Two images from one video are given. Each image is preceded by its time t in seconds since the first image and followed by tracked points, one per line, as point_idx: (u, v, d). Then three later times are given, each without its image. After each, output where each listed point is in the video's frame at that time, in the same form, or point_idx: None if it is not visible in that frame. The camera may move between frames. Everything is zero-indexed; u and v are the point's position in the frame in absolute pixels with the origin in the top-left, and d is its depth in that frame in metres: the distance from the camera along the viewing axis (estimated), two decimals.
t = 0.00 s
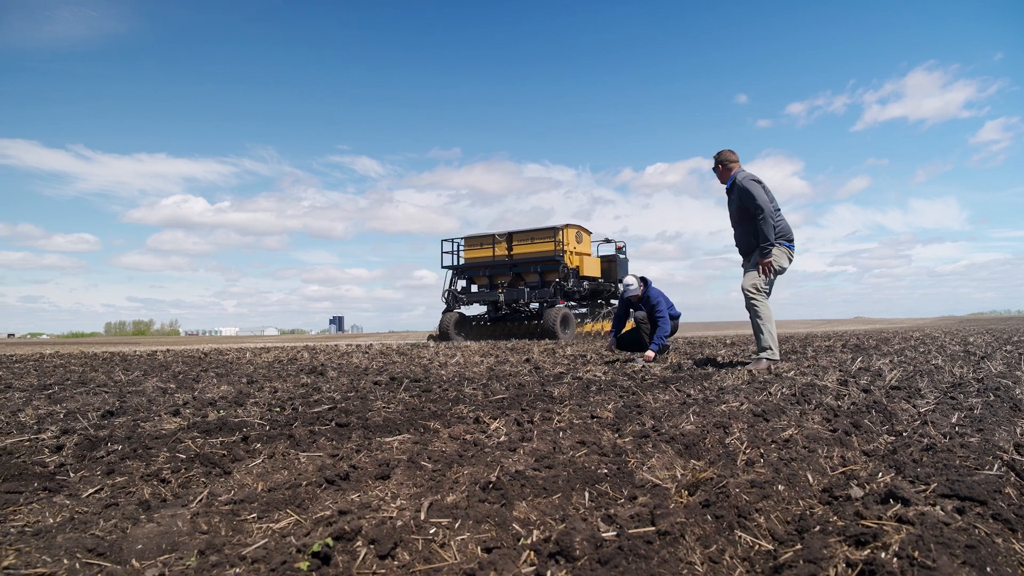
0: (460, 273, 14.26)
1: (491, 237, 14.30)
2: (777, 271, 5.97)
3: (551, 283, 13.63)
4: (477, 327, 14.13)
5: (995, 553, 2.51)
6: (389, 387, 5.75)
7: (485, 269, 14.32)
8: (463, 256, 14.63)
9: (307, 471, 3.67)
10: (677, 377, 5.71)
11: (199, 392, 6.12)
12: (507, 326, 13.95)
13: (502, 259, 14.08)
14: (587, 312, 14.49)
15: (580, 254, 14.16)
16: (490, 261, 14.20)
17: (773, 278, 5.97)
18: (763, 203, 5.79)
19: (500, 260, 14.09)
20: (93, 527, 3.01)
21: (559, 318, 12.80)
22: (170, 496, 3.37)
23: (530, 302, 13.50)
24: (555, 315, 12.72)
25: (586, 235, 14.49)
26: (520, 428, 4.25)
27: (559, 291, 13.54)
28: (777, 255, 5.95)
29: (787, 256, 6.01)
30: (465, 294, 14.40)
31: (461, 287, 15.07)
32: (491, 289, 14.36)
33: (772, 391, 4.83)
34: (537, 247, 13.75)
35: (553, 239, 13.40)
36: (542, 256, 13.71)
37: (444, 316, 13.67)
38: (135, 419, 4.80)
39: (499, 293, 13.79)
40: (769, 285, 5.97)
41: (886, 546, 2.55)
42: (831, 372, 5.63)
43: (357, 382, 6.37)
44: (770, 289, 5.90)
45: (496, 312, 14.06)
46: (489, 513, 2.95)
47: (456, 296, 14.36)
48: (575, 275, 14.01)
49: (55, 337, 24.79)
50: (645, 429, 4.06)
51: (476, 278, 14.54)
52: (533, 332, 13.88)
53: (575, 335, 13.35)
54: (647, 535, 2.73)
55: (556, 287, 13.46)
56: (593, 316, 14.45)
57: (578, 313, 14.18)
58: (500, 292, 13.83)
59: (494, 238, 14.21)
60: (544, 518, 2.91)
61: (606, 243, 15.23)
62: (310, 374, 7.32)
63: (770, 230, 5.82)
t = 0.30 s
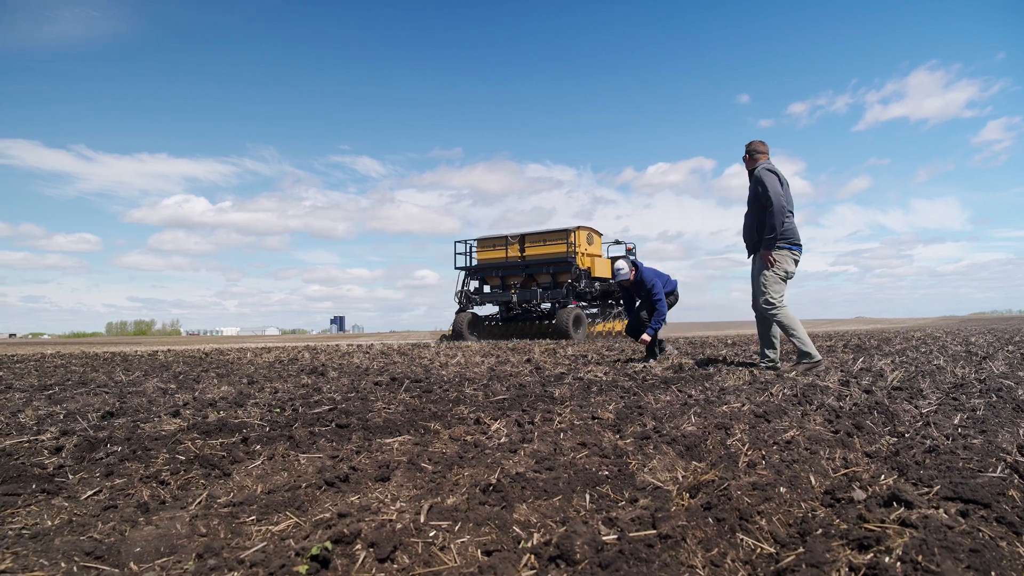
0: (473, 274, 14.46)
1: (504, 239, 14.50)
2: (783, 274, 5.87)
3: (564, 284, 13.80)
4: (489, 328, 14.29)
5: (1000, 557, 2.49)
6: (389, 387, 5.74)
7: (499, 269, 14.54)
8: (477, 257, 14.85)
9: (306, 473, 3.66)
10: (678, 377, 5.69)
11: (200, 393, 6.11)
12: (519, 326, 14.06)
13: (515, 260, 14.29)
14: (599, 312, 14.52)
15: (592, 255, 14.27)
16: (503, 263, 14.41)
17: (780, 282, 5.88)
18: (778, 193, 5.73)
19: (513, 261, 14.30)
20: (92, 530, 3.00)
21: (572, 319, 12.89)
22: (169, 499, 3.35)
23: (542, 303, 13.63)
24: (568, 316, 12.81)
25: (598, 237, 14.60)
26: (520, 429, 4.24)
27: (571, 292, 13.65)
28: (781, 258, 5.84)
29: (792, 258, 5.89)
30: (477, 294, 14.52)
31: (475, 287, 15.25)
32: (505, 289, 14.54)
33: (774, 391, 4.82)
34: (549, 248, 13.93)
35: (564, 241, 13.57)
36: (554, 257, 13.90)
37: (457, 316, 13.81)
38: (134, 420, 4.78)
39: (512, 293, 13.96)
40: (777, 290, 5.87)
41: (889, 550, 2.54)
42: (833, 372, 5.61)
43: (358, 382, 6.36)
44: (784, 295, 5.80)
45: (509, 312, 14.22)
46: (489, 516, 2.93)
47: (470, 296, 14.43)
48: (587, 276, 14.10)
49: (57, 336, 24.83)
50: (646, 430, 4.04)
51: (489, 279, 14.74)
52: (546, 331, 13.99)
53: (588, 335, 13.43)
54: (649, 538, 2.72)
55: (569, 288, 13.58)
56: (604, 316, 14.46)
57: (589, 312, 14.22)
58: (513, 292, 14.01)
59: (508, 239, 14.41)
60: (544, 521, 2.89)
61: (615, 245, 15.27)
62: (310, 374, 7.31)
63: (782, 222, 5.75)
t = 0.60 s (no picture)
0: (485, 275, 14.62)
1: (516, 240, 14.66)
2: (798, 267, 5.86)
3: (575, 285, 13.93)
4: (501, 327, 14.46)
5: (1004, 559, 2.49)
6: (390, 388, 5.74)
7: (510, 270, 14.68)
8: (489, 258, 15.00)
9: (309, 474, 3.66)
10: (680, 377, 5.70)
11: (201, 393, 6.12)
12: (531, 326, 14.23)
13: (526, 261, 14.43)
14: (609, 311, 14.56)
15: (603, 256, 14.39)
16: (516, 264, 14.56)
17: (797, 275, 5.88)
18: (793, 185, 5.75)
19: (525, 262, 14.44)
20: (95, 531, 3.00)
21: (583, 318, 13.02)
22: (171, 500, 3.36)
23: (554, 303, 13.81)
24: (579, 316, 12.94)
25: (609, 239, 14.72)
26: (522, 430, 4.24)
27: (582, 293, 13.77)
28: (796, 251, 5.84)
29: (808, 250, 5.87)
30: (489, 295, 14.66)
31: (486, 287, 15.41)
32: (516, 289, 14.69)
33: (776, 391, 4.82)
34: (561, 249, 14.07)
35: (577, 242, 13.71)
36: (566, 258, 14.02)
37: (470, 316, 13.96)
38: (136, 420, 4.79)
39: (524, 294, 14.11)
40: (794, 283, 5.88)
41: (892, 552, 2.54)
42: (835, 372, 5.62)
43: (359, 382, 6.38)
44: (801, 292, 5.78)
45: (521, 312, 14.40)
46: (492, 517, 2.93)
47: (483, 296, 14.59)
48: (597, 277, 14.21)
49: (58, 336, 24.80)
50: (648, 431, 4.04)
51: (501, 280, 14.88)
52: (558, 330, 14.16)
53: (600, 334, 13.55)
54: (652, 540, 2.71)
55: (581, 289, 13.70)
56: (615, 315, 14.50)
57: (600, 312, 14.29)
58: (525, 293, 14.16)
59: (521, 241, 14.56)
60: (547, 522, 2.89)
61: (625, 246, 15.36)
62: (311, 374, 7.32)
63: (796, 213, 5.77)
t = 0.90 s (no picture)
0: (498, 276, 14.74)
1: (529, 242, 14.77)
2: (812, 262, 5.87)
3: (587, 286, 14.04)
4: (513, 327, 14.58)
5: (1002, 559, 2.50)
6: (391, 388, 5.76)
7: (523, 271, 14.81)
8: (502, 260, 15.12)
9: (310, 474, 3.67)
10: (681, 377, 5.72)
11: (202, 393, 6.14)
12: (543, 326, 14.35)
13: (539, 262, 14.54)
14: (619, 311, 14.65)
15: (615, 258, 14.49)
16: (528, 265, 14.68)
17: (810, 270, 5.89)
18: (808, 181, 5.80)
19: (538, 263, 14.57)
20: (96, 531, 3.01)
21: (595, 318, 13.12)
22: (173, 500, 3.37)
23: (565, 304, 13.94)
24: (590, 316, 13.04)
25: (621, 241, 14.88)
26: (522, 430, 4.25)
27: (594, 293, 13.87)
28: (809, 247, 5.85)
29: (823, 246, 5.85)
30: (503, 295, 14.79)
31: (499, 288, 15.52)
32: (529, 290, 14.81)
33: (776, 392, 4.83)
34: (573, 251, 14.17)
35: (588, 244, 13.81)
36: (578, 260, 14.13)
37: (483, 316, 14.07)
38: (138, 420, 4.80)
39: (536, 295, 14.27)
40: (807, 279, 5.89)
41: (891, 553, 2.55)
42: (834, 372, 5.62)
43: (360, 382, 6.40)
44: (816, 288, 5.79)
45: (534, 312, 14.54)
46: (492, 517, 2.94)
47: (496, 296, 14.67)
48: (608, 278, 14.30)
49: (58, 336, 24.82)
50: (648, 431, 4.05)
51: (513, 280, 15.02)
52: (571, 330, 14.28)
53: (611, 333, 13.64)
54: (651, 540, 2.72)
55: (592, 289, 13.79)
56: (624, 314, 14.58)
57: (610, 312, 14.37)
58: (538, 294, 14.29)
59: (533, 242, 14.67)
60: (547, 522, 2.91)
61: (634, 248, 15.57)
62: (311, 374, 7.34)
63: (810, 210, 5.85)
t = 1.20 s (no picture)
0: (510, 277, 14.78)
1: (541, 244, 14.79)
2: (829, 265, 5.91)
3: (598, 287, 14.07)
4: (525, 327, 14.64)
5: (997, 561, 2.49)
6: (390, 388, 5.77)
7: (535, 272, 14.84)
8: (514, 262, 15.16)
9: (307, 475, 3.67)
10: (681, 377, 5.74)
11: (202, 393, 6.15)
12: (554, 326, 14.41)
13: (550, 263, 14.58)
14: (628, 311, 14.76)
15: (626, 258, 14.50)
16: (540, 267, 14.70)
17: (826, 272, 5.93)
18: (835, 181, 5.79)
19: (550, 265, 14.61)
20: (92, 533, 3.02)
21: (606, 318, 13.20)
22: (170, 501, 3.37)
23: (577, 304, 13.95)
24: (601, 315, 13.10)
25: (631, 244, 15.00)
26: (521, 430, 4.25)
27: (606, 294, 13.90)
28: (829, 248, 5.89)
29: (842, 250, 5.86)
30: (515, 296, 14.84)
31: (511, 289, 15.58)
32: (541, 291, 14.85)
33: (775, 392, 4.82)
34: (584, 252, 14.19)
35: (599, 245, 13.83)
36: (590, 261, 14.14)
37: (495, 316, 14.12)
38: (137, 421, 4.81)
39: (548, 295, 14.30)
40: (822, 281, 5.94)
41: (886, 555, 2.54)
42: (833, 372, 5.62)
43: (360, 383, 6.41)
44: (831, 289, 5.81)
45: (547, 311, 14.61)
46: (488, 518, 2.94)
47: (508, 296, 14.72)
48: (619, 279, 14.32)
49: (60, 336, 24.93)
50: (647, 432, 4.05)
51: (525, 281, 15.03)
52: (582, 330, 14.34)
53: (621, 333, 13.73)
54: (646, 542, 2.72)
55: (604, 290, 13.81)
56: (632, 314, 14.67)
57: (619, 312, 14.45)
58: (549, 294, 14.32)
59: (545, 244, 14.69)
60: (543, 524, 2.91)
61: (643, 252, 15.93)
62: (311, 374, 7.36)
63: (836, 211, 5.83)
